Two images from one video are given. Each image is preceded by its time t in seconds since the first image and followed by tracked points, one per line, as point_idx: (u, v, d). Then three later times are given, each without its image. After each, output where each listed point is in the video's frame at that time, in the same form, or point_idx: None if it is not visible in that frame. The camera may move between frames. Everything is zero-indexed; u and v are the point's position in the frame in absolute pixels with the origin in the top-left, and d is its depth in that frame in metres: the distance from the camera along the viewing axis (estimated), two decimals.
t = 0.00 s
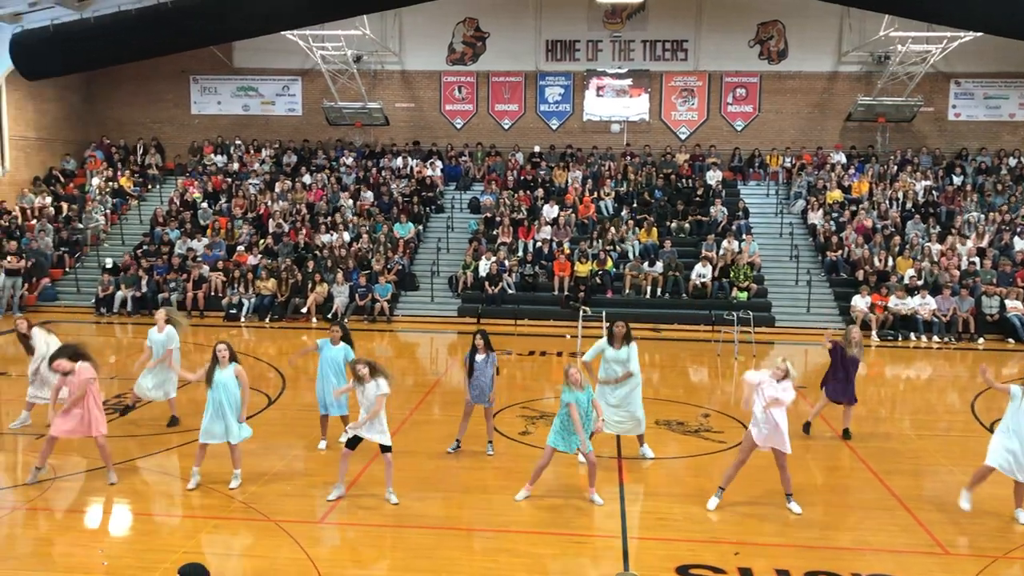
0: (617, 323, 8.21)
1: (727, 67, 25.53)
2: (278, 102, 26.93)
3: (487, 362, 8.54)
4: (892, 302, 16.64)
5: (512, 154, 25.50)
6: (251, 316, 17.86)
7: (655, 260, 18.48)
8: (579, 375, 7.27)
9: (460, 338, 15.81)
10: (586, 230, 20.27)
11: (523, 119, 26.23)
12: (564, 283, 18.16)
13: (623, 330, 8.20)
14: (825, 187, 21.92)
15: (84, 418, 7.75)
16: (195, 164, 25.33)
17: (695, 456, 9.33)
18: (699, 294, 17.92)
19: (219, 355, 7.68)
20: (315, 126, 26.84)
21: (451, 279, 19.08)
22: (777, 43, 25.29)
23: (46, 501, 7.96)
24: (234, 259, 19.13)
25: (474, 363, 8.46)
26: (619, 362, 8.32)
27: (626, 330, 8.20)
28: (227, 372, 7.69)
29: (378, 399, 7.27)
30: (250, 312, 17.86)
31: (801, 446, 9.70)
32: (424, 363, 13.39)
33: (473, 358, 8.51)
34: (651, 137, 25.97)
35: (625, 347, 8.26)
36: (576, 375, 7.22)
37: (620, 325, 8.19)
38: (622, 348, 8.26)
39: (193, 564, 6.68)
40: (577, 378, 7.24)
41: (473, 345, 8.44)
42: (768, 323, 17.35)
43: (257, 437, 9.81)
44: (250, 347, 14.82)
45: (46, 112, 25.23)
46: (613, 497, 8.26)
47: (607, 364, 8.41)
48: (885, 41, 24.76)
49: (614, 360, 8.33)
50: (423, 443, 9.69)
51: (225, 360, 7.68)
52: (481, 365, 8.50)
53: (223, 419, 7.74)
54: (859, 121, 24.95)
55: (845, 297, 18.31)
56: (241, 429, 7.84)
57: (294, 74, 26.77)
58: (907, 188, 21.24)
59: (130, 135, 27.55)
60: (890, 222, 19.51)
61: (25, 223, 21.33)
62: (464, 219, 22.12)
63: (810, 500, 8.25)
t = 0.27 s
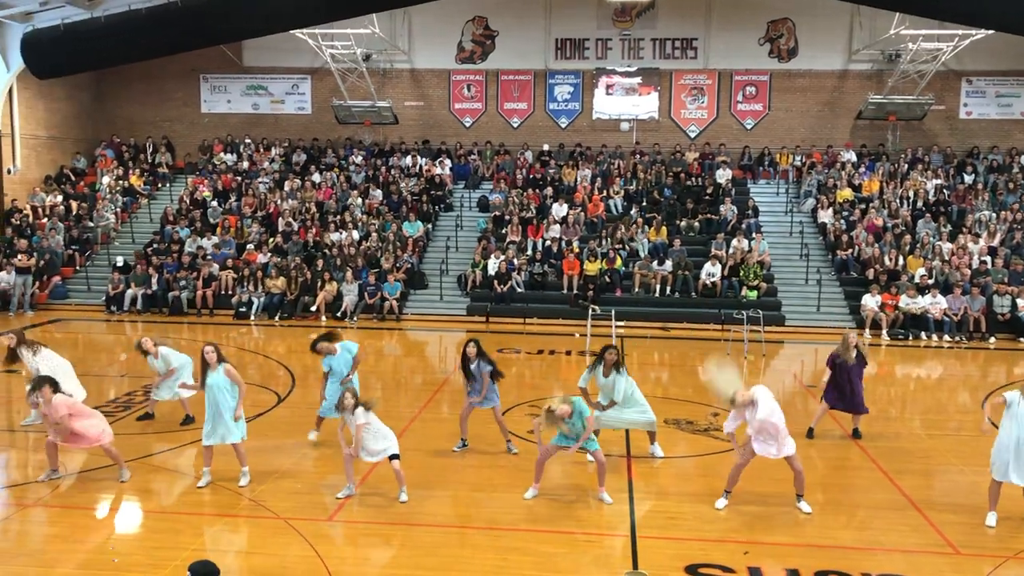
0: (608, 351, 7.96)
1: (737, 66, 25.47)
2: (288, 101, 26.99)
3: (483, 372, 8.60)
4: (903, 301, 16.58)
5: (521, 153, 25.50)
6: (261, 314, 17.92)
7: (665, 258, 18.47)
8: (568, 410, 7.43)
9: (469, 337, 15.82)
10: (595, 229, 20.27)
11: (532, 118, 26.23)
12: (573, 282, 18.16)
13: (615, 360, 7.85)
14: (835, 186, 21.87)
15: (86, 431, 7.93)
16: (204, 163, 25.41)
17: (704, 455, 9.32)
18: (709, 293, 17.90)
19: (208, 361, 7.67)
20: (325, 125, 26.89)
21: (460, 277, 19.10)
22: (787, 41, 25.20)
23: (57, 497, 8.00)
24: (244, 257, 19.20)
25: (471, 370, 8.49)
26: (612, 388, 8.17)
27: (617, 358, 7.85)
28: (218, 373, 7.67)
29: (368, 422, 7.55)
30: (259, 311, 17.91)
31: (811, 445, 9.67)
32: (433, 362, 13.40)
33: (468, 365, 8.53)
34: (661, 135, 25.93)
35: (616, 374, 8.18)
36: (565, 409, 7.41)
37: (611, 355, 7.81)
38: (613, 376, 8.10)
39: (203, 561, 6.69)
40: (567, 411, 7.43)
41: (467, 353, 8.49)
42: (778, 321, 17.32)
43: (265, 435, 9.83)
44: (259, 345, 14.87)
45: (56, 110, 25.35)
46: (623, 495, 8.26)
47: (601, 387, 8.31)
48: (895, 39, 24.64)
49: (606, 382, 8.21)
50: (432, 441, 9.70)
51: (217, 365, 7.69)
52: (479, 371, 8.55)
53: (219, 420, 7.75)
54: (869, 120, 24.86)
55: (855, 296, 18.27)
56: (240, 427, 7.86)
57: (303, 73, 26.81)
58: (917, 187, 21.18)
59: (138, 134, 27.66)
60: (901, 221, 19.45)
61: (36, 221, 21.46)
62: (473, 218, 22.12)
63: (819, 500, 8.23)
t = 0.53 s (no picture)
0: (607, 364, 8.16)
1: (743, 63, 25.42)
2: (294, 99, 27.02)
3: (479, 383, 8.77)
4: (910, 300, 16.53)
5: (527, 150, 25.49)
6: (267, 312, 17.95)
7: (671, 256, 18.45)
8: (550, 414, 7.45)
9: (475, 334, 15.83)
10: (601, 227, 20.28)
11: (538, 116, 26.21)
12: (579, 279, 18.17)
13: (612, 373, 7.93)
14: (842, 184, 21.83)
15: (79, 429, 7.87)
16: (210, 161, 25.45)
17: (710, 453, 9.31)
18: (715, 291, 17.89)
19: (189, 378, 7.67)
20: (331, 123, 26.91)
21: (466, 275, 19.10)
22: (794, 39, 25.14)
23: (64, 494, 8.03)
24: (250, 255, 19.23)
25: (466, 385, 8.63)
26: (614, 395, 8.46)
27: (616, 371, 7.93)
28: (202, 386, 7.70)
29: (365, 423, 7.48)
30: (265, 308, 17.94)
31: (817, 444, 9.66)
32: (438, 360, 13.41)
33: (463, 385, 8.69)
34: (667, 133, 25.90)
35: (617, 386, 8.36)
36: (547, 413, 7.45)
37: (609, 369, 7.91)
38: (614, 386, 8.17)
39: (209, 558, 6.71)
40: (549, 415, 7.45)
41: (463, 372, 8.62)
42: (784, 320, 17.30)
43: (271, 432, 9.85)
44: (266, 342, 14.90)
45: (62, 108, 25.42)
46: (628, 494, 8.25)
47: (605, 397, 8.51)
48: (903, 36, 24.57)
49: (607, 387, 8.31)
50: (438, 439, 9.71)
51: (201, 379, 7.72)
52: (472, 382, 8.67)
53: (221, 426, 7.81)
54: (876, 118, 24.78)
55: (862, 294, 18.24)
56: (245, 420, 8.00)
57: (309, 71, 26.83)
58: (924, 185, 21.13)
59: (143, 132, 27.71)
60: (908, 219, 19.42)
61: (43, 219, 21.56)
62: (479, 215, 22.12)
63: (825, 498, 8.21)
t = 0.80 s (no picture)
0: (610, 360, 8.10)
1: (748, 63, 25.40)
2: (299, 97, 27.05)
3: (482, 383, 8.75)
4: (914, 299, 16.50)
5: (531, 149, 25.49)
6: (271, 310, 17.98)
7: (675, 255, 18.45)
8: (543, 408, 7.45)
9: (478, 332, 15.83)
10: (604, 226, 20.28)
11: (542, 114, 26.21)
12: (582, 278, 18.17)
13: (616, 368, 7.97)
14: (846, 183, 21.80)
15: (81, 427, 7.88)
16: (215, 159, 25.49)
17: (713, 453, 9.31)
18: (718, 291, 17.89)
19: (185, 393, 7.77)
20: (335, 122, 26.93)
21: (470, 274, 19.11)
22: (799, 38, 25.11)
23: (68, 491, 8.05)
24: (254, 253, 19.25)
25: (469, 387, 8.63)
26: (618, 392, 8.44)
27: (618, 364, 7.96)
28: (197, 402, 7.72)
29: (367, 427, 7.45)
30: (269, 306, 17.97)
31: (819, 444, 9.66)
32: (442, 358, 13.43)
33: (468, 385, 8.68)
34: (671, 132, 25.89)
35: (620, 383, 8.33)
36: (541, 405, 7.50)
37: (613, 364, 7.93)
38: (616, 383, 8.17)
39: (211, 555, 6.72)
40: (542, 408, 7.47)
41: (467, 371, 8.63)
42: (788, 319, 17.29)
43: (274, 430, 9.87)
44: (270, 340, 14.92)
45: (67, 106, 25.46)
46: (631, 492, 8.25)
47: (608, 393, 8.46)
48: (908, 36, 24.53)
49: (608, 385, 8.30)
50: (442, 437, 9.72)
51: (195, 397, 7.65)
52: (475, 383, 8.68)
53: (225, 436, 7.93)
54: (881, 117, 24.74)
55: (866, 293, 18.22)
56: (249, 426, 7.99)
57: (314, 69, 26.84)
58: (929, 184, 21.10)
59: (147, 130, 27.75)
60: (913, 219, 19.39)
61: (48, 217, 21.60)
62: (483, 214, 22.12)
63: (828, 498, 8.21)
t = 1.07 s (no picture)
0: (616, 357, 8.08)
1: (754, 64, 25.37)
2: (305, 97, 27.08)
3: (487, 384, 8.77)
4: (919, 301, 16.46)
5: (536, 150, 25.49)
6: (276, 309, 18.01)
7: (680, 256, 18.44)
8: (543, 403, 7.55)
9: (483, 333, 15.84)
10: (609, 227, 20.28)
11: (547, 115, 26.20)
12: (587, 279, 18.17)
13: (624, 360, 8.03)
14: (852, 185, 21.77)
15: (86, 426, 7.89)
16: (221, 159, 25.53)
17: (717, 454, 9.30)
18: (723, 292, 17.88)
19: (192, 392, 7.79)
20: (341, 122, 26.96)
21: (475, 274, 19.13)
22: (805, 39, 25.07)
23: (73, 490, 8.06)
24: (260, 253, 19.29)
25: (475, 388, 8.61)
26: (624, 389, 8.40)
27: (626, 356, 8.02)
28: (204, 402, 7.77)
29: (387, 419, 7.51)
30: (274, 306, 17.99)
31: (824, 445, 9.65)
32: (446, 359, 13.44)
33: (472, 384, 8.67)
34: (677, 133, 25.86)
35: (626, 380, 8.32)
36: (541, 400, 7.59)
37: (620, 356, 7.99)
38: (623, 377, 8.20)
39: (216, 555, 6.73)
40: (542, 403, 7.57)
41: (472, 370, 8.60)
42: (793, 321, 17.28)
43: (279, 430, 9.88)
44: (274, 340, 14.94)
45: (73, 106, 25.52)
46: (636, 494, 8.24)
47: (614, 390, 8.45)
48: (914, 38, 24.50)
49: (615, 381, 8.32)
50: (447, 438, 9.72)
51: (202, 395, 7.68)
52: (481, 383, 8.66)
53: (231, 436, 7.99)
54: (887, 119, 24.70)
55: (871, 295, 18.20)
56: (257, 423, 8.01)
57: (320, 69, 26.88)
58: (935, 186, 21.06)
59: (151, 130, 27.81)
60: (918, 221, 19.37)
61: (54, 215, 21.66)
62: (488, 214, 22.12)
63: (832, 500, 8.19)
